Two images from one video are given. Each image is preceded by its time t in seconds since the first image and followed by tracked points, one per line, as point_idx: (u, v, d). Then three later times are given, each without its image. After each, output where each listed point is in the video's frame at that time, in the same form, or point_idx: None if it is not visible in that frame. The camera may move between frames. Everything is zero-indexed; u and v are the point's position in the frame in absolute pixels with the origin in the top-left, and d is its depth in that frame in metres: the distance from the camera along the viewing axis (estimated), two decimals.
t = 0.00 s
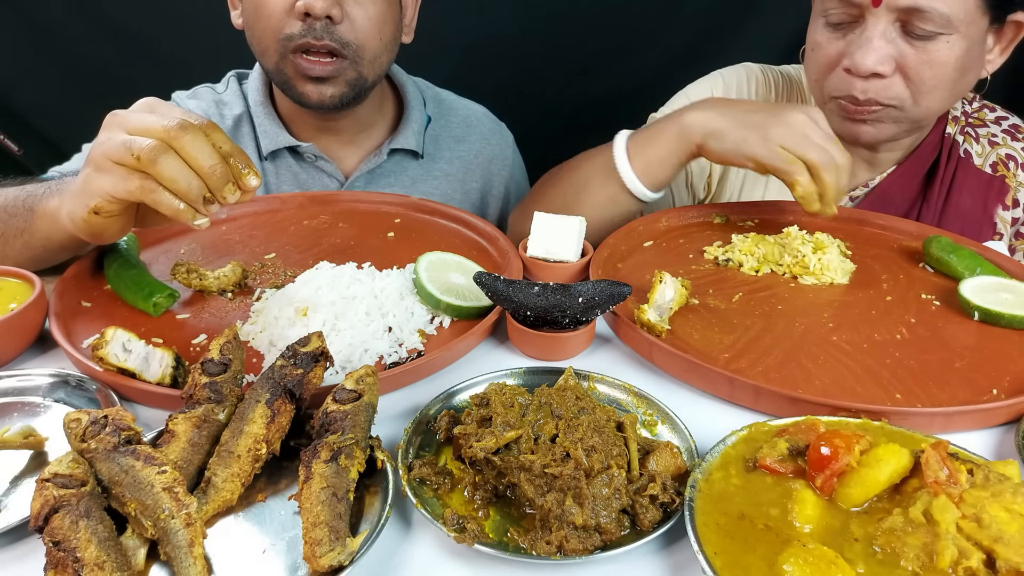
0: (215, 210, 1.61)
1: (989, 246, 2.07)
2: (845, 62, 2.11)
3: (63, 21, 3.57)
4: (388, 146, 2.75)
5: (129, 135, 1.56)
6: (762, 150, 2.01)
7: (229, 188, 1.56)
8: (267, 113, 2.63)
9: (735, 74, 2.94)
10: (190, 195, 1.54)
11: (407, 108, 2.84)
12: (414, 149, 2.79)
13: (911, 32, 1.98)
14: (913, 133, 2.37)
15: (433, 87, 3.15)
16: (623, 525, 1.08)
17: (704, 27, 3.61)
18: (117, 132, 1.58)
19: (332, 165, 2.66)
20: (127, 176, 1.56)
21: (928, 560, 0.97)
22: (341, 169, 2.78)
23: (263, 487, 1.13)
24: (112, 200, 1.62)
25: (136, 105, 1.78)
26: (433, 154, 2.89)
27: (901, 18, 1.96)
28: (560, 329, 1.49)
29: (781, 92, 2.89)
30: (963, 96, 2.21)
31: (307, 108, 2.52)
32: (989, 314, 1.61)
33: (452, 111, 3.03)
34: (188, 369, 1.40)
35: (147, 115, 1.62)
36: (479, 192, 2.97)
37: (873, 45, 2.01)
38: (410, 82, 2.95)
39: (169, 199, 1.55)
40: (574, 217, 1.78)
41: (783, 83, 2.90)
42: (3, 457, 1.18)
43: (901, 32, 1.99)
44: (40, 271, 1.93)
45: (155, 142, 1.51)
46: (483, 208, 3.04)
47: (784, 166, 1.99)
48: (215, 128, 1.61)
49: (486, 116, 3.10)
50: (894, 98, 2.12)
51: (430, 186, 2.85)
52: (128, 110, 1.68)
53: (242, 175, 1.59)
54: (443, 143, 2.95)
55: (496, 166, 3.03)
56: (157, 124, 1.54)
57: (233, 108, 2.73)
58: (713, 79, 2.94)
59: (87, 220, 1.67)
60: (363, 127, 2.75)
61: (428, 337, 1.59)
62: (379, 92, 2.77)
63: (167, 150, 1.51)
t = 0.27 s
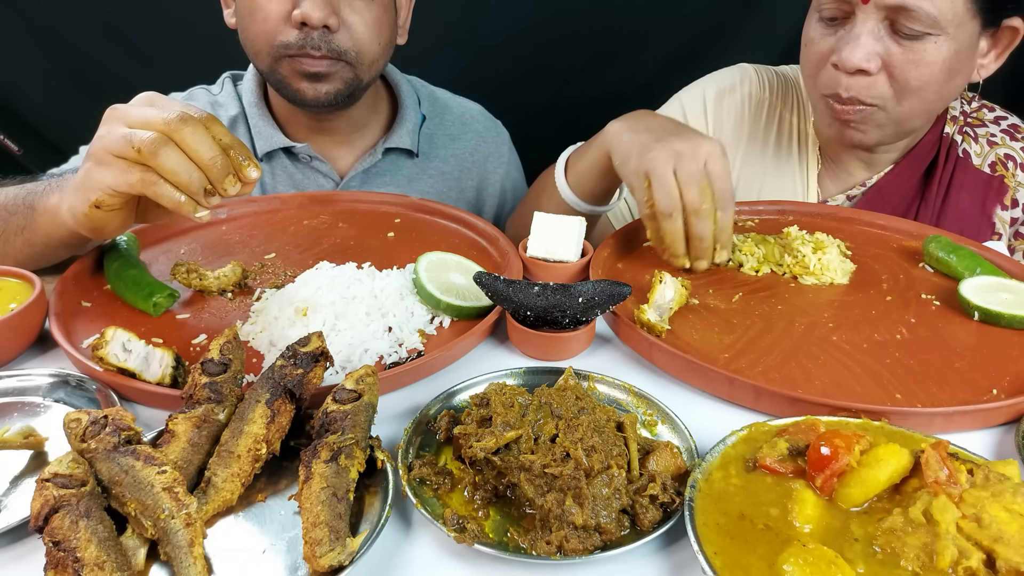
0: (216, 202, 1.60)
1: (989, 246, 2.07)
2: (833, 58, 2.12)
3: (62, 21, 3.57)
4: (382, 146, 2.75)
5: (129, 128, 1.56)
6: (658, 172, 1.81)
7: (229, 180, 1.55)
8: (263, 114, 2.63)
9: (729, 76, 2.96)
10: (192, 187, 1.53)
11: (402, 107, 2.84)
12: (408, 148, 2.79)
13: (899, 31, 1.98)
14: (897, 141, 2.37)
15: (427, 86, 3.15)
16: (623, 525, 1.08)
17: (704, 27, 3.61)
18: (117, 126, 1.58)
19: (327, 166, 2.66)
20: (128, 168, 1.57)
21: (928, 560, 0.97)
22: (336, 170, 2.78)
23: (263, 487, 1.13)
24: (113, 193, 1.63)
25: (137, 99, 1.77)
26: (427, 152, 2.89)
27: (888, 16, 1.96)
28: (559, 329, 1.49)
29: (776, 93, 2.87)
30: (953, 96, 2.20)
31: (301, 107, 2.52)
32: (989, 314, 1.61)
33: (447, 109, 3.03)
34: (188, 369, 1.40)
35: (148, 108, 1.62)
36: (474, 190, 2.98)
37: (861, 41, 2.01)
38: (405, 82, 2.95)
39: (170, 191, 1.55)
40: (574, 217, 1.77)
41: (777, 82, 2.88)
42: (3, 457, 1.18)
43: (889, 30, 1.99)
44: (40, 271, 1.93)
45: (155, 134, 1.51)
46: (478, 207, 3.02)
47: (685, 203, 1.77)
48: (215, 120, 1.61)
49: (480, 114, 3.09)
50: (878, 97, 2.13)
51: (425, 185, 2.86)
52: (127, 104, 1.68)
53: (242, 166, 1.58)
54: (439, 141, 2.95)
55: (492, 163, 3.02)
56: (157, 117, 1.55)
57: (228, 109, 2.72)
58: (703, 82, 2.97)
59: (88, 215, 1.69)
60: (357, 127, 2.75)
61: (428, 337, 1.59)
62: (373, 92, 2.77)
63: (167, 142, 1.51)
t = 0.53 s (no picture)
0: (217, 202, 1.60)
1: (989, 246, 2.07)
2: (841, 64, 2.12)
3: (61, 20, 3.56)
4: (382, 146, 2.75)
5: (130, 128, 1.56)
6: (673, 163, 1.90)
7: (230, 180, 1.55)
8: (261, 115, 2.63)
9: (724, 79, 2.95)
10: (192, 186, 1.53)
11: (401, 108, 2.84)
12: (408, 149, 2.79)
13: (908, 36, 1.98)
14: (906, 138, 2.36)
15: (427, 86, 3.14)
16: (623, 525, 1.08)
17: (704, 26, 3.61)
18: (118, 125, 1.58)
19: (327, 167, 2.66)
20: (129, 168, 1.57)
21: (928, 560, 0.97)
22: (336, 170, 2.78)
23: (263, 487, 1.13)
24: (114, 192, 1.63)
25: (137, 99, 1.76)
26: (427, 153, 2.89)
27: (897, 21, 1.96)
28: (559, 329, 1.49)
29: (771, 93, 2.89)
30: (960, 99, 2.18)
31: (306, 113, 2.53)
32: (989, 314, 1.61)
33: (446, 109, 3.03)
34: (188, 369, 1.40)
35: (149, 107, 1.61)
36: (473, 190, 2.98)
37: (869, 47, 2.01)
38: (404, 82, 2.94)
39: (171, 190, 1.55)
40: (574, 217, 1.77)
41: (773, 83, 2.89)
42: (3, 457, 1.18)
43: (897, 35, 1.99)
44: (41, 270, 1.94)
45: (156, 133, 1.51)
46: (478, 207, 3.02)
47: (701, 188, 1.88)
48: (216, 120, 1.60)
49: (479, 114, 3.08)
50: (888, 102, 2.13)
51: (424, 185, 2.87)
52: (128, 103, 1.68)
53: (243, 166, 1.57)
54: (438, 142, 2.95)
55: (492, 163, 3.03)
56: (158, 116, 1.54)
57: (228, 109, 2.72)
58: (696, 87, 2.96)
59: (88, 214, 1.69)
60: (357, 127, 2.75)
61: (428, 337, 1.59)
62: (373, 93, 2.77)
63: (168, 142, 1.51)
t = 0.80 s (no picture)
0: (216, 200, 1.60)
1: (989, 246, 2.08)
2: (836, 65, 2.11)
3: (62, 20, 3.57)
4: (381, 147, 2.75)
5: (129, 126, 1.56)
6: (670, 182, 1.90)
7: (229, 177, 1.55)
8: (261, 115, 2.63)
9: (717, 82, 2.94)
10: (191, 185, 1.53)
11: (402, 108, 2.84)
12: (408, 149, 2.79)
13: (903, 36, 1.97)
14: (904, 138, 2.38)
15: (427, 86, 3.13)
16: (623, 525, 1.08)
17: (704, 26, 3.61)
18: (117, 124, 1.57)
19: (327, 167, 2.65)
20: (128, 166, 1.57)
21: (928, 560, 0.97)
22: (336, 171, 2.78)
23: (263, 487, 1.13)
24: (113, 191, 1.63)
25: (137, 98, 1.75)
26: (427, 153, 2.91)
27: (891, 22, 1.96)
28: (560, 329, 1.49)
29: (765, 96, 2.89)
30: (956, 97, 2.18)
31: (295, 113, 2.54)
32: (989, 314, 1.61)
33: (445, 109, 3.02)
34: (188, 369, 1.40)
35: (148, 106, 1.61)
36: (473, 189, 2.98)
37: (863, 48, 2.01)
38: (404, 81, 2.94)
39: (170, 188, 1.55)
40: (574, 217, 1.77)
41: (766, 86, 2.89)
42: (2, 457, 1.18)
43: (892, 36, 1.99)
44: (41, 270, 1.94)
45: (155, 132, 1.51)
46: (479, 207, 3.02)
47: (701, 207, 1.88)
48: (215, 118, 1.60)
49: (480, 113, 3.08)
50: (883, 101, 2.12)
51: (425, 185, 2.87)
52: (128, 102, 1.67)
53: (242, 164, 1.57)
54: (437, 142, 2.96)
55: (491, 162, 3.03)
56: (157, 115, 1.54)
57: (228, 109, 2.72)
58: (690, 91, 2.97)
59: (88, 213, 1.69)
60: (357, 129, 2.76)
61: (428, 337, 1.59)
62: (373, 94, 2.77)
63: (167, 140, 1.51)
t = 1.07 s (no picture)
0: (217, 205, 1.60)
1: (988, 245, 2.08)
2: (832, 65, 2.12)
3: (62, 21, 3.57)
4: (382, 147, 2.75)
5: (131, 131, 1.56)
6: (669, 176, 1.91)
7: (231, 183, 1.54)
8: (263, 115, 2.63)
9: (715, 83, 2.94)
10: (192, 189, 1.53)
11: (404, 108, 2.84)
12: (409, 150, 2.79)
13: (898, 35, 1.98)
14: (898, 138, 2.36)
15: (427, 86, 3.13)
16: (623, 525, 1.08)
17: (703, 26, 3.61)
18: (118, 128, 1.58)
19: (327, 167, 2.65)
20: (129, 170, 1.57)
21: (928, 560, 0.97)
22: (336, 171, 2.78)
23: (263, 487, 1.13)
24: (115, 195, 1.63)
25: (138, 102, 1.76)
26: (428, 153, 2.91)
27: (888, 21, 1.96)
28: (560, 329, 1.49)
29: (764, 97, 2.89)
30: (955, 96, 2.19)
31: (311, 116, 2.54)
32: (989, 314, 1.61)
33: (447, 111, 3.02)
34: (188, 369, 1.40)
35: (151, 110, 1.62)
36: (473, 190, 2.98)
37: (861, 47, 2.01)
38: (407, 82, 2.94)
39: (171, 193, 1.55)
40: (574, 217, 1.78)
41: (765, 87, 2.89)
42: (3, 457, 1.18)
43: (888, 35, 1.99)
44: (41, 270, 1.94)
45: (157, 136, 1.52)
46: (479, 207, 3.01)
47: (699, 201, 1.87)
48: (218, 123, 1.60)
49: (481, 113, 3.09)
50: (879, 100, 2.12)
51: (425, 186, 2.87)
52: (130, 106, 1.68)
53: (244, 169, 1.57)
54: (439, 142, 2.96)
55: (492, 163, 3.03)
56: (158, 120, 1.55)
57: (230, 108, 2.72)
58: (689, 91, 2.96)
59: (89, 215, 1.69)
60: (359, 129, 2.75)
61: (428, 337, 1.59)
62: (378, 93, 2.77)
63: (168, 145, 1.52)
